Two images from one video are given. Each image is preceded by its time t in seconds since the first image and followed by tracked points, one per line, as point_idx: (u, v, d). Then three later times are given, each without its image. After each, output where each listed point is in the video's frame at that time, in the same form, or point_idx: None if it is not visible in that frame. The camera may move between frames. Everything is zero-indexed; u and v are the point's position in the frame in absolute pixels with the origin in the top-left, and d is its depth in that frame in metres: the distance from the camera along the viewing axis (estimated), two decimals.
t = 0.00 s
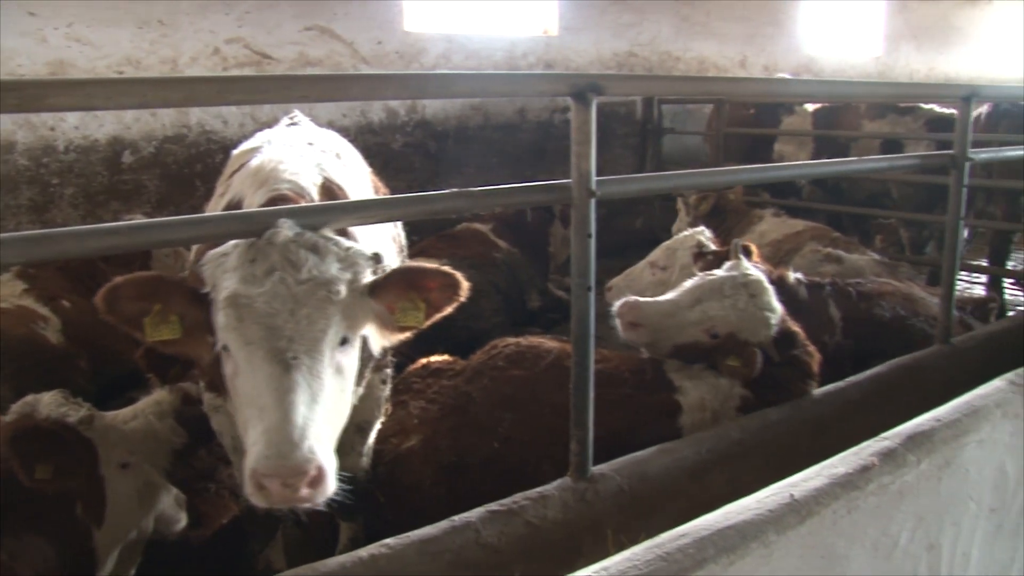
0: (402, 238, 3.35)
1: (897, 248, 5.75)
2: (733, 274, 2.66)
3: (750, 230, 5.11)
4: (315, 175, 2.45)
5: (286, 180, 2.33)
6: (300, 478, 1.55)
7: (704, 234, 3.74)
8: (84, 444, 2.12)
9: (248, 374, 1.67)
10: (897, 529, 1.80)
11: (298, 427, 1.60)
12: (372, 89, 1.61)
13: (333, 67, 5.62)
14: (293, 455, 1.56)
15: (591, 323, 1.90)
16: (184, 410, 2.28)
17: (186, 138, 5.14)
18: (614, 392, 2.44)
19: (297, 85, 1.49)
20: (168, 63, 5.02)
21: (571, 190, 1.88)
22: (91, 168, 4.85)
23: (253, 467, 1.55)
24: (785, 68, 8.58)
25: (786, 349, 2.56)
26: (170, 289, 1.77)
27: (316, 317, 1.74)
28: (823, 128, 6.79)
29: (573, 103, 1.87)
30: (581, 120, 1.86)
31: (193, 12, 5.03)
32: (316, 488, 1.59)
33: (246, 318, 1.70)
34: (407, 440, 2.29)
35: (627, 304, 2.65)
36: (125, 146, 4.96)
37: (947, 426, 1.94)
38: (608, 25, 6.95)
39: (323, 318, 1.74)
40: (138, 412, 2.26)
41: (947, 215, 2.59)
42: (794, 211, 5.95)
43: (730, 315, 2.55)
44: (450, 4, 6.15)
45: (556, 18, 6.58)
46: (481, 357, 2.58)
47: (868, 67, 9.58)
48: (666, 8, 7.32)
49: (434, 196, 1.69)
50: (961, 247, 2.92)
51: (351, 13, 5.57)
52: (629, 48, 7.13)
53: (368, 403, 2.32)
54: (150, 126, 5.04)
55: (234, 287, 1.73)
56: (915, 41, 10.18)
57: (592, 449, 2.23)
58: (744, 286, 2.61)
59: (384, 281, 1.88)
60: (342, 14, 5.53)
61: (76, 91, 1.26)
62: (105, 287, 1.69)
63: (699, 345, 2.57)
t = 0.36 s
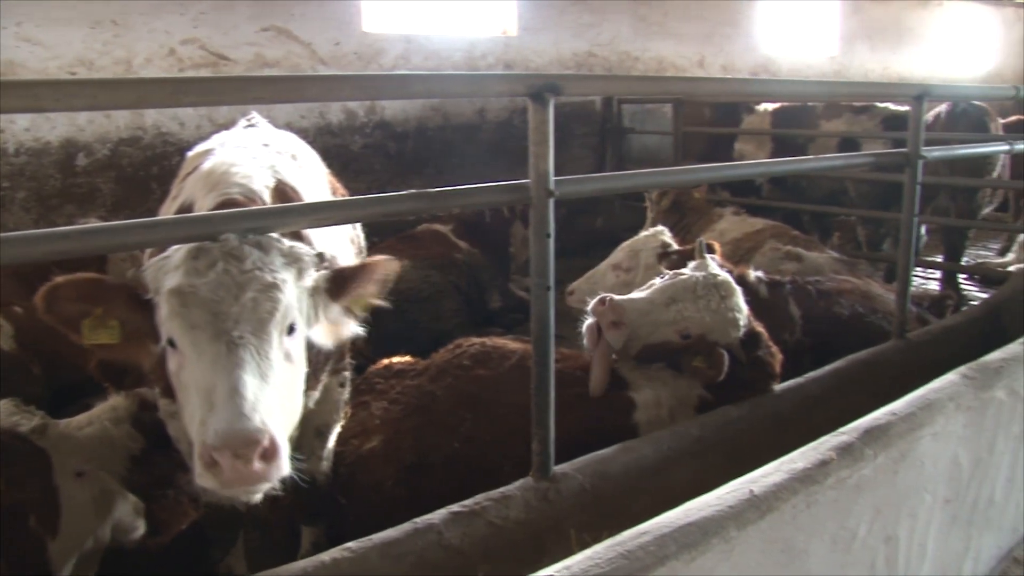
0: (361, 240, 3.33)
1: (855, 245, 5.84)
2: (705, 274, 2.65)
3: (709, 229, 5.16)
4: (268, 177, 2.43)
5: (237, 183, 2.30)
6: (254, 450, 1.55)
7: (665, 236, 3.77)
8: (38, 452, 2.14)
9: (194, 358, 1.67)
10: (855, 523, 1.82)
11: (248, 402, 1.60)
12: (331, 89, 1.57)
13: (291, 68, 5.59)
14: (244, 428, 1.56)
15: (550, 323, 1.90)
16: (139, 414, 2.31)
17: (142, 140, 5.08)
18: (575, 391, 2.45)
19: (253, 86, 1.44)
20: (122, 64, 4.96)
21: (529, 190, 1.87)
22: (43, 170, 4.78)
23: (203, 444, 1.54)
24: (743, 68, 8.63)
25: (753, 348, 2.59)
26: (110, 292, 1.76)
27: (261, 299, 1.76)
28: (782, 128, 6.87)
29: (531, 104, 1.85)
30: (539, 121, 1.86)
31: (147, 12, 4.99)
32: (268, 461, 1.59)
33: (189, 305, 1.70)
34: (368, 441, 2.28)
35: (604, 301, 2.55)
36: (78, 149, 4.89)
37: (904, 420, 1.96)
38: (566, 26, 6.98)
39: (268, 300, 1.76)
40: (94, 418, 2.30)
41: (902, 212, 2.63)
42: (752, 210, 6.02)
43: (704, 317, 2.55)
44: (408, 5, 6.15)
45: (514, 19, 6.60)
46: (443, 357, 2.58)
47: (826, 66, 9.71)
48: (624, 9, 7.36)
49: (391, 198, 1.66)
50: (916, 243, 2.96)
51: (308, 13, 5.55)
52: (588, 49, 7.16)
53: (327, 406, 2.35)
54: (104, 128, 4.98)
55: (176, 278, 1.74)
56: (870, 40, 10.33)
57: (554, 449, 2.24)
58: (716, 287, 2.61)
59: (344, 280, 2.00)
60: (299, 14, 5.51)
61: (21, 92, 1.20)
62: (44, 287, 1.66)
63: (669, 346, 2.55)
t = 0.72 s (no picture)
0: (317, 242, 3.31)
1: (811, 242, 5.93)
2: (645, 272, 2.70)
3: (666, 228, 5.20)
4: (217, 180, 2.41)
5: (184, 186, 2.27)
6: (220, 434, 1.53)
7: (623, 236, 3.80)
8: None
9: (147, 355, 1.67)
10: (811, 517, 1.84)
11: (210, 389, 1.60)
12: (286, 90, 1.51)
13: (245, 69, 5.56)
14: (208, 413, 1.55)
15: (507, 323, 1.90)
16: (90, 421, 2.30)
17: (93, 142, 5.03)
18: (533, 392, 2.45)
19: (206, 88, 1.38)
20: (71, 65, 4.89)
21: (484, 190, 1.86)
22: None
23: (167, 432, 1.53)
24: (698, 68, 8.71)
25: (700, 343, 2.64)
26: (41, 302, 1.82)
27: (208, 294, 1.79)
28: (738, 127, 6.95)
29: (485, 104, 1.83)
30: (493, 121, 1.84)
31: (96, 12, 4.92)
32: (235, 447, 1.57)
33: (136, 304, 1.72)
34: (327, 446, 2.27)
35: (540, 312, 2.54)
36: (27, 151, 4.80)
37: (858, 414, 1.98)
38: (522, 26, 7.00)
39: (216, 294, 1.80)
40: (45, 425, 2.27)
41: (855, 210, 2.66)
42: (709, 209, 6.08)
43: (641, 315, 2.59)
44: (363, 5, 6.13)
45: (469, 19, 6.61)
46: (400, 360, 2.57)
47: (780, 66, 9.83)
48: (578, 10, 7.40)
49: (346, 199, 1.62)
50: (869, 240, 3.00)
51: (262, 14, 5.53)
52: (543, 49, 7.19)
53: (281, 411, 2.47)
54: (53, 131, 4.90)
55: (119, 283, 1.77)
56: (823, 41, 10.49)
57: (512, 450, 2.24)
58: (653, 284, 2.65)
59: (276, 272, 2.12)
60: (253, 15, 5.49)
61: None
62: None
63: (613, 347, 2.58)
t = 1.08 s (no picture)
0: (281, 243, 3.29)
1: (778, 241, 5.99)
2: (628, 271, 2.72)
3: (634, 228, 5.22)
4: (179, 182, 2.38)
5: (144, 188, 2.25)
6: (186, 435, 1.51)
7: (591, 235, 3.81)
8: None
9: (110, 358, 1.65)
10: (778, 513, 1.86)
11: (174, 390, 1.59)
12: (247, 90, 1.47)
13: (209, 70, 5.51)
14: (173, 414, 1.53)
15: (474, 324, 1.90)
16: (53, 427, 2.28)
17: (53, 145, 4.97)
18: (503, 393, 2.45)
19: (165, 89, 1.34)
20: (30, 65, 4.79)
21: (449, 191, 1.85)
22: None
23: (132, 434, 1.51)
24: (664, 68, 8.75)
25: (675, 343, 2.65)
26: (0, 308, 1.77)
27: (172, 295, 1.77)
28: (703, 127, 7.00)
29: (450, 104, 1.81)
30: (458, 122, 1.83)
31: (55, 11, 4.83)
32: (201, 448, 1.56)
33: (98, 306, 1.70)
34: (295, 449, 2.26)
35: (522, 297, 2.64)
36: None
37: (823, 410, 2.00)
38: (487, 26, 7.01)
39: (180, 295, 1.78)
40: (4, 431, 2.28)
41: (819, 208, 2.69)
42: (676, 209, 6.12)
43: (624, 311, 2.62)
44: (328, 5, 6.09)
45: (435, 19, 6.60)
46: (367, 362, 2.56)
47: (745, 66, 9.91)
48: (543, 11, 7.41)
49: (309, 200, 1.59)
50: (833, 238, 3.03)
51: (226, 14, 5.49)
52: (509, 49, 7.20)
53: (246, 414, 2.46)
54: (12, 133, 4.83)
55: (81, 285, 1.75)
56: (786, 41, 10.59)
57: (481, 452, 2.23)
58: (638, 282, 2.67)
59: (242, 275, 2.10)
60: (216, 15, 5.45)
61: None
62: None
63: (591, 340, 2.61)
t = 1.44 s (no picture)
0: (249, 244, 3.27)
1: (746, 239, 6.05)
2: (597, 271, 2.73)
3: (603, 227, 5.25)
4: (145, 186, 2.36)
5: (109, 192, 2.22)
6: (152, 444, 1.50)
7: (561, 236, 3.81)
8: None
9: (75, 365, 1.63)
10: (748, 510, 1.87)
11: (140, 399, 1.57)
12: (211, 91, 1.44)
13: (175, 70, 5.48)
14: (139, 423, 1.51)
15: (443, 325, 1.90)
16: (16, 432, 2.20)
17: (15, 147, 4.91)
18: (472, 394, 2.44)
19: (127, 89, 1.30)
20: None
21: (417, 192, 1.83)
22: None
23: (97, 442, 1.49)
24: (633, 67, 8.80)
25: (649, 343, 2.65)
26: None
27: (139, 303, 1.76)
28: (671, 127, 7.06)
29: (416, 104, 1.79)
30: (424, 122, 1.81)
31: (16, 10, 4.76)
32: (166, 458, 1.55)
33: (63, 312, 1.68)
34: (265, 453, 2.24)
35: (495, 306, 2.62)
36: None
37: (791, 406, 2.02)
38: (455, 27, 7.00)
39: (147, 302, 1.77)
40: None
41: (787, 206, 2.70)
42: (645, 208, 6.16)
43: (596, 314, 2.61)
44: (294, 5, 6.07)
45: (403, 20, 6.58)
46: (337, 363, 2.55)
47: (712, 66, 9.99)
48: (512, 11, 7.43)
49: (275, 201, 1.56)
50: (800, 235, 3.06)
51: (192, 14, 5.45)
52: (477, 49, 7.21)
53: (215, 418, 2.51)
54: None
55: (44, 290, 1.72)
56: (753, 41, 10.68)
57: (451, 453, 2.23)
58: (609, 284, 2.67)
59: (217, 290, 1.99)
60: (181, 15, 5.41)
61: None
62: None
63: (564, 344, 2.62)
